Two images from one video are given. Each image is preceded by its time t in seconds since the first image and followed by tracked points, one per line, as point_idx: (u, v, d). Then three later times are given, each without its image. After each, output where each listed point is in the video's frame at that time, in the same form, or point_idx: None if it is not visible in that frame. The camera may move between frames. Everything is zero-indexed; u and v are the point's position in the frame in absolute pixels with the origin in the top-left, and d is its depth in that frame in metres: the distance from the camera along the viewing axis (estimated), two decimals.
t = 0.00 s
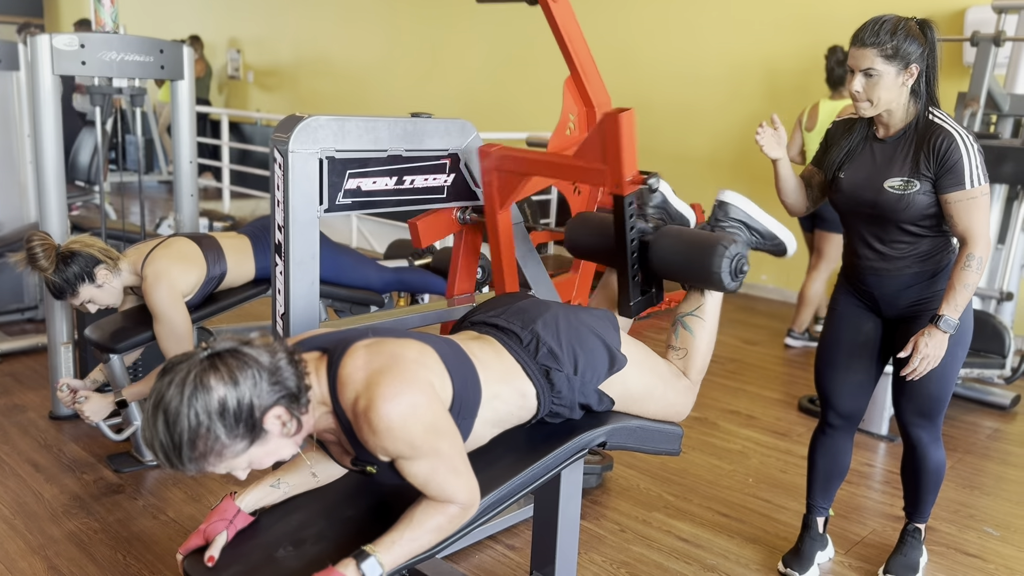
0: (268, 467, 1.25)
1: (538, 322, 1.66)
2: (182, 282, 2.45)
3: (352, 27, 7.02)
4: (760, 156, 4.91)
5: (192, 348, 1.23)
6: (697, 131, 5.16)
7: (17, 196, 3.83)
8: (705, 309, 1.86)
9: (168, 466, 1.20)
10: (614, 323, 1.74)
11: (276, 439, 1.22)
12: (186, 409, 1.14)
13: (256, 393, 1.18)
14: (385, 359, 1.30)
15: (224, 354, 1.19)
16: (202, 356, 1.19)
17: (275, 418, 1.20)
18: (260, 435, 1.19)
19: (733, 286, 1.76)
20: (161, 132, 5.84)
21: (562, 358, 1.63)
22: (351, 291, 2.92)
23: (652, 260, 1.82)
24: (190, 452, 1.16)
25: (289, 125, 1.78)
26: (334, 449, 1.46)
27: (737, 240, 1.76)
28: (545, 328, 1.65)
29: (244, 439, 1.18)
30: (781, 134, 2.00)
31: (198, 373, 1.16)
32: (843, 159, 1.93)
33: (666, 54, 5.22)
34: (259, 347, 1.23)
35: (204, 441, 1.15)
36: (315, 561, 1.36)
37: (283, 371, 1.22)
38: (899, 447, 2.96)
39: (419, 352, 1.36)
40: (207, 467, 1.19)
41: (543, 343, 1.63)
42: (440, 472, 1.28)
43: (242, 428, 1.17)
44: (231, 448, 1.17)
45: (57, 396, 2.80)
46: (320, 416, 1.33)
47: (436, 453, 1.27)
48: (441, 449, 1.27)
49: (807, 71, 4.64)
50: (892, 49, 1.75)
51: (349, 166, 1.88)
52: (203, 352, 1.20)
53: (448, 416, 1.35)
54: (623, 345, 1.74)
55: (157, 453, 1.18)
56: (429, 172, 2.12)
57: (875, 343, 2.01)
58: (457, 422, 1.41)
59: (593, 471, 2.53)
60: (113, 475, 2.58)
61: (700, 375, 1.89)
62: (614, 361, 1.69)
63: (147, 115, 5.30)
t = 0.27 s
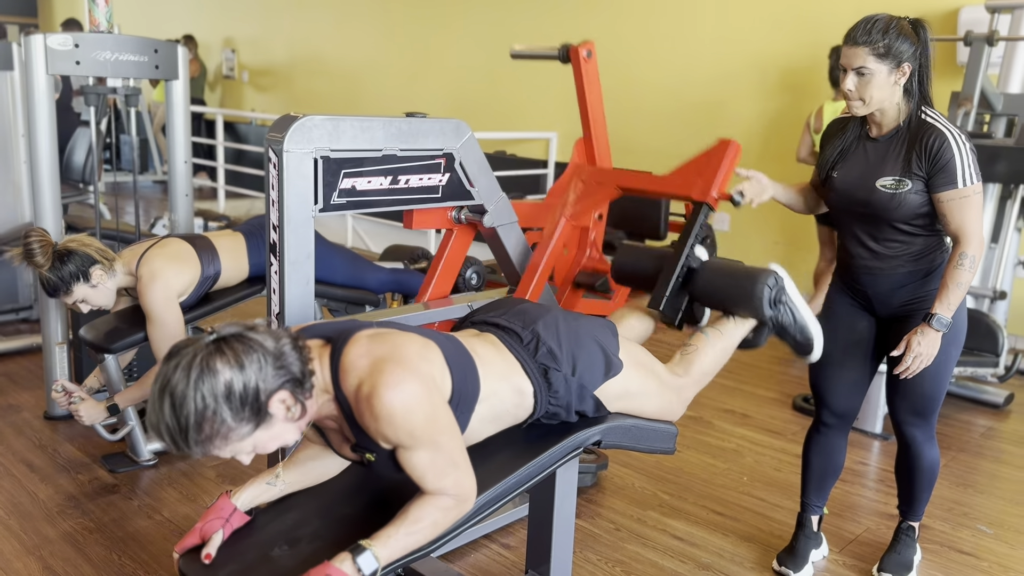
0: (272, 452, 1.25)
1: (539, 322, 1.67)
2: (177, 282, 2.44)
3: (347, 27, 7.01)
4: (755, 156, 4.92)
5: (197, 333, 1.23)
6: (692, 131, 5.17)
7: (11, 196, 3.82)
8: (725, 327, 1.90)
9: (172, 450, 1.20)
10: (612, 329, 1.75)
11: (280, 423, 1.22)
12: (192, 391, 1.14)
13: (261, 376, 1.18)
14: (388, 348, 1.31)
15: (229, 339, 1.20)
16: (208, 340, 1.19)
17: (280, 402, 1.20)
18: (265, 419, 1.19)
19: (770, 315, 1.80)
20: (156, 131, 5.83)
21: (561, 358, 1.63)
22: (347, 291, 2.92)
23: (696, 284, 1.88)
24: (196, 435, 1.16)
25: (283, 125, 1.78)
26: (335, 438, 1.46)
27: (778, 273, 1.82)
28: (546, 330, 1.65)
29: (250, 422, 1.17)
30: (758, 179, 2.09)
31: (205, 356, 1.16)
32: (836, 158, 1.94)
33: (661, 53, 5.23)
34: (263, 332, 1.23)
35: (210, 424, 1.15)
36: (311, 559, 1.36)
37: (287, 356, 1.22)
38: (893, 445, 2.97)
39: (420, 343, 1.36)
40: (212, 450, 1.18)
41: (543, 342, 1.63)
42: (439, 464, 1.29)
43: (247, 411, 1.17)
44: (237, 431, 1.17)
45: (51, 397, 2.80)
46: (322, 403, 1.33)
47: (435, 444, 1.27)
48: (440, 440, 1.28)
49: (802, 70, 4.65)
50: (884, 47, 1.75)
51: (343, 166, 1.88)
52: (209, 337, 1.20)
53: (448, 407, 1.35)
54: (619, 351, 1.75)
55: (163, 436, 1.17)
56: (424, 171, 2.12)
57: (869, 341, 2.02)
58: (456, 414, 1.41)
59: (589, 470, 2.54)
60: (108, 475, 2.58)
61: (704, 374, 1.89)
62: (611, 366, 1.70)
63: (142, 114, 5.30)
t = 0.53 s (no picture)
0: (279, 431, 1.25)
1: (546, 312, 1.68)
2: (174, 279, 2.44)
3: (344, 26, 7.02)
4: (751, 155, 4.94)
5: (204, 312, 1.23)
6: (688, 130, 5.18)
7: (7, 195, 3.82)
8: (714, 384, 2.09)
9: (180, 428, 1.19)
10: (616, 326, 1.75)
11: (287, 401, 1.22)
12: (200, 367, 1.14)
13: (268, 353, 1.18)
14: (395, 333, 1.31)
15: (236, 317, 1.20)
16: (215, 319, 1.19)
17: (287, 380, 1.21)
18: (272, 396, 1.19)
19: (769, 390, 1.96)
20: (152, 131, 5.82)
21: (566, 347, 1.63)
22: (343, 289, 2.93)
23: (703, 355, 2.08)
24: (204, 411, 1.15)
25: (279, 124, 1.78)
26: (339, 422, 1.46)
27: (780, 351, 1.99)
28: (552, 318, 1.67)
29: (257, 399, 1.17)
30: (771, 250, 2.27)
31: (213, 333, 1.16)
32: (828, 160, 1.95)
33: (657, 53, 5.23)
34: (270, 312, 1.24)
35: (218, 400, 1.15)
36: (308, 556, 1.36)
37: (294, 334, 1.22)
38: (889, 443, 2.98)
39: (428, 329, 1.37)
40: (220, 427, 1.18)
41: (550, 331, 1.64)
42: (438, 455, 1.29)
43: (255, 388, 1.17)
44: (244, 408, 1.17)
45: (48, 396, 2.80)
46: (328, 383, 1.34)
47: (436, 433, 1.28)
48: (442, 430, 1.28)
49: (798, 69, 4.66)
50: (869, 49, 1.76)
51: (339, 164, 1.88)
52: (216, 315, 1.20)
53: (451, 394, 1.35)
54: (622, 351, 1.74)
55: (171, 413, 1.17)
56: (421, 170, 2.12)
57: (865, 340, 2.03)
58: (457, 398, 1.41)
59: (585, 468, 2.54)
60: (105, 474, 2.58)
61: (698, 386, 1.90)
62: (613, 362, 1.69)
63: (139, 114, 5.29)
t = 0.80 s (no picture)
0: (273, 431, 1.25)
1: (544, 312, 1.68)
2: (173, 276, 2.44)
3: (342, 26, 7.02)
4: (750, 154, 4.94)
5: (201, 312, 1.23)
6: (686, 129, 5.19)
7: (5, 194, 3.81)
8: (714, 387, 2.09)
9: (174, 427, 1.19)
10: (615, 329, 1.75)
11: (282, 403, 1.22)
12: (195, 368, 1.14)
13: (264, 355, 1.18)
14: (389, 337, 1.31)
15: (232, 317, 1.20)
16: (212, 319, 1.19)
17: (282, 381, 1.21)
18: (266, 397, 1.19)
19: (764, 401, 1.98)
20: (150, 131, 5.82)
21: (563, 349, 1.63)
22: (341, 289, 2.93)
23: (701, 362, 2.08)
24: (198, 411, 1.16)
25: (277, 123, 1.78)
26: (334, 423, 1.46)
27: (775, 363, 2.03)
28: (551, 318, 1.66)
29: (252, 400, 1.17)
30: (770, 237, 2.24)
31: (208, 333, 1.16)
32: (825, 161, 1.95)
33: (656, 52, 5.24)
34: (267, 313, 1.24)
35: (212, 400, 1.15)
36: (306, 555, 1.36)
37: (290, 336, 1.22)
38: (886, 442, 2.98)
39: (423, 332, 1.36)
40: (214, 428, 1.18)
41: (547, 332, 1.64)
42: (434, 457, 1.29)
43: (249, 389, 1.17)
44: (239, 408, 1.17)
45: (46, 395, 2.80)
46: (322, 385, 1.34)
47: (431, 436, 1.27)
48: (437, 433, 1.28)
49: (797, 68, 4.66)
50: (863, 49, 1.76)
51: (337, 164, 1.88)
52: (213, 315, 1.20)
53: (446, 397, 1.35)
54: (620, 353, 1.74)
55: (165, 413, 1.17)
56: (418, 169, 2.12)
57: (864, 338, 2.02)
58: (453, 399, 1.41)
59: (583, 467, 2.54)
60: (103, 474, 2.58)
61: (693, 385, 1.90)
62: (611, 364, 1.69)
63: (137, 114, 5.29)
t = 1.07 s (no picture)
0: (270, 439, 1.25)
1: (537, 312, 1.68)
2: (173, 275, 2.44)
3: (341, 25, 7.02)
4: (750, 153, 4.94)
5: (200, 317, 1.23)
6: (686, 129, 5.19)
7: (5, 193, 3.81)
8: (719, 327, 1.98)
9: (172, 432, 1.20)
10: (609, 318, 1.77)
11: (279, 410, 1.22)
12: (193, 374, 1.14)
13: (262, 362, 1.18)
14: (389, 341, 1.31)
15: (232, 323, 1.20)
16: (211, 325, 1.19)
17: (280, 388, 1.21)
18: (264, 404, 1.19)
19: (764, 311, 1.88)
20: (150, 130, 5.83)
21: (560, 347, 1.64)
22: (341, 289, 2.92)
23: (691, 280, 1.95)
24: (196, 417, 1.16)
25: (277, 123, 1.78)
26: (335, 432, 1.46)
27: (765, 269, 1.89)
28: (544, 318, 1.66)
29: (249, 407, 1.18)
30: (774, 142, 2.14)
31: (207, 340, 1.16)
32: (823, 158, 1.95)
33: (656, 52, 5.24)
34: (266, 319, 1.24)
35: (210, 407, 1.15)
36: (307, 554, 1.36)
37: (289, 343, 1.22)
38: (886, 442, 2.98)
39: (422, 336, 1.37)
40: (212, 434, 1.18)
41: (542, 332, 1.64)
42: (436, 458, 1.29)
43: (247, 396, 1.17)
44: (236, 415, 1.17)
45: (47, 394, 2.80)
46: (323, 394, 1.33)
47: (433, 438, 1.27)
48: (439, 434, 1.28)
49: (796, 68, 4.66)
50: (865, 48, 1.76)
51: (337, 163, 1.88)
52: (212, 321, 1.20)
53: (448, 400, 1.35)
54: (615, 338, 1.76)
55: (163, 419, 1.18)
56: (419, 169, 2.12)
57: (863, 337, 2.03)
58: (456, 405, 1.41)
59: (583, 466, 2.54)
60: (103, 473, 2.58)
61: (698, 374, 1.94)
62: (610, 354, 1.71)
63: (137, 113, 5.29)
